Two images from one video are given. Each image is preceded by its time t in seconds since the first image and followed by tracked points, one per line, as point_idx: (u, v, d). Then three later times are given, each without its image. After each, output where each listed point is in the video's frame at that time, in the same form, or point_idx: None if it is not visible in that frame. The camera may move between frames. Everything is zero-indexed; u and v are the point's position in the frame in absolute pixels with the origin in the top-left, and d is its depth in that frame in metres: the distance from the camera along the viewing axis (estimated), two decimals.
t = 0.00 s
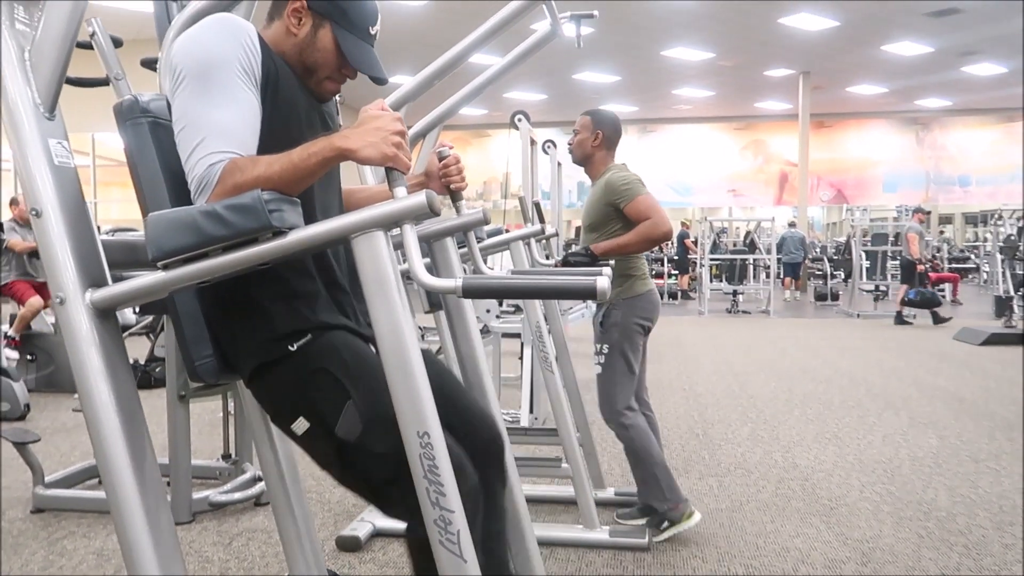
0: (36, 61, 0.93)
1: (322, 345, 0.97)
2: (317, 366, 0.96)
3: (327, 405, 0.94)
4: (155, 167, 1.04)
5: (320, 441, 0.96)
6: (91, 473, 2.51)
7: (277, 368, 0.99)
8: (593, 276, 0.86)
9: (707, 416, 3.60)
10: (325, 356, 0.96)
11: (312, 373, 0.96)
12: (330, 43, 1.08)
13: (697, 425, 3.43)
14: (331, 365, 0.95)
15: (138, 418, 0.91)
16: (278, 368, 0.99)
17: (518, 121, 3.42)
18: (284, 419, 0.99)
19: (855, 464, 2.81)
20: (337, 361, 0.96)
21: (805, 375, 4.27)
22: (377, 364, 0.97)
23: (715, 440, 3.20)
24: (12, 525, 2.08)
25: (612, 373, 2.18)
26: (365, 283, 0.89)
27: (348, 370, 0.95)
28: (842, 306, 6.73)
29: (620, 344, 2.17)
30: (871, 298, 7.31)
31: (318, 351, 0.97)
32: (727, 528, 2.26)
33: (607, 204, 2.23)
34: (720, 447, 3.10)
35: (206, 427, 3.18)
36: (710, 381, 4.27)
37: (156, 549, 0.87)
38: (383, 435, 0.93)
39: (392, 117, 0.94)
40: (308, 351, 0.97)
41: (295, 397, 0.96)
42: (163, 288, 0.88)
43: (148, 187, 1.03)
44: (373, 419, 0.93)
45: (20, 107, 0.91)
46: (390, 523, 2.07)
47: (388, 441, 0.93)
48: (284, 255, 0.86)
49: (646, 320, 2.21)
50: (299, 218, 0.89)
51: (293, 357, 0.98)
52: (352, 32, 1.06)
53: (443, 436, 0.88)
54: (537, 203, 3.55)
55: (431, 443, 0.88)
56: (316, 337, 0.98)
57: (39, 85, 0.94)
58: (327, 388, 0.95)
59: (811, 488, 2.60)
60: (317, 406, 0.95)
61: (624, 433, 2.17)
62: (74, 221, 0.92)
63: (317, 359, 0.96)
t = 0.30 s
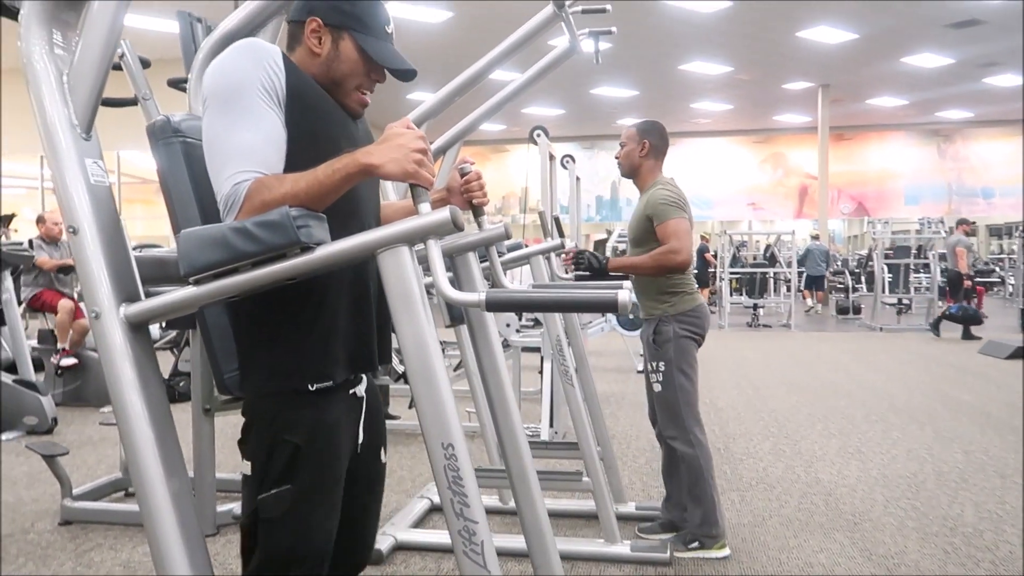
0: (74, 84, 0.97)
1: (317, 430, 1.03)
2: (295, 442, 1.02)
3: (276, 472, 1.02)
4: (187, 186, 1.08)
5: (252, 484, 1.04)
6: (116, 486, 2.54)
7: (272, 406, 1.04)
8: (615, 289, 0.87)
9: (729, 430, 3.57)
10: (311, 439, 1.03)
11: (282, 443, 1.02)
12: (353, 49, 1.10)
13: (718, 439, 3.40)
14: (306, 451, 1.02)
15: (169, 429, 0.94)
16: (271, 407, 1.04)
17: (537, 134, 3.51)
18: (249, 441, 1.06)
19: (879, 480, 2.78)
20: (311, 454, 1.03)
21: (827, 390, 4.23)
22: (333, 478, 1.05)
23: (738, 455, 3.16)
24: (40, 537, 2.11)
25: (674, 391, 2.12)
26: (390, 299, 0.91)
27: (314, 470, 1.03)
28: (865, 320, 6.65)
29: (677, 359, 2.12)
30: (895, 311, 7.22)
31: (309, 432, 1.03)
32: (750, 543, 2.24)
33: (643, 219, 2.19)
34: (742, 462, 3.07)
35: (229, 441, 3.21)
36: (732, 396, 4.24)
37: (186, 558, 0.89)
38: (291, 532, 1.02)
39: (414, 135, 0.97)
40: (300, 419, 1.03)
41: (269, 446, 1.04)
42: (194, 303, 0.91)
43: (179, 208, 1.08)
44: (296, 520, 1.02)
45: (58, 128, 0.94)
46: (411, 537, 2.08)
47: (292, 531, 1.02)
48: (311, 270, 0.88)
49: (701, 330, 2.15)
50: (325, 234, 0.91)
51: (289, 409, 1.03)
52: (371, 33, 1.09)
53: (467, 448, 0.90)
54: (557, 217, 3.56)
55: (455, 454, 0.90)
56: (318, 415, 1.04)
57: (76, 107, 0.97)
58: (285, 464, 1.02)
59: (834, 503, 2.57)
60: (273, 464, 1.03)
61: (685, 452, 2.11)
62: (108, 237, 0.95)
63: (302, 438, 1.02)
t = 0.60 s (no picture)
0: (89, 100, 0.99)
1: (314, 446, 1.04)
2: (291, 455, 1.03)
3: (271, 481, 1.03)
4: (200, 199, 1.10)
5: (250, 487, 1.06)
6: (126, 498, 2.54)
7: (276, 414, 1.05)
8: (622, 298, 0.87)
9: (739, 442, 3.55)
10: (309, 453, 1.03)
11: (279, 454, 1.03)
12: (330, 38, 1.12)
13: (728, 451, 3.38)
14: (302, 465, 1.03)
15: (181, 440, 0.95)
16: (274, 416, 1.05)
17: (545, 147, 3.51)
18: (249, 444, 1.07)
19: (889, 492, 2.76)
20: (305, 470, 1.03)
21: (836, 402, 4.21)
22: (323, 495, 1.05)
23: (748, 467, 3.14)
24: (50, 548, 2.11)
25: (697, 404, 2.10)
26: (399, 310, 0.92)
27: (305, 482, 1.03)
28: (874, 332, 6.62)
29: (699, 371, 2.10)
30: (904, 323, 7.19)
31: (306, 447, 1.03)
32: (760, 555, 2.23)
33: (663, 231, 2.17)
34: (752, 474, 3.05)
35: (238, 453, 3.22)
36: (740, 408, 4.22)
37: (198, 568, 0.90)
38: (280, 547, 1.03)
39: (416, 141, 0.97)
40: (299, 431, 1.04)
41: (267, 455, 1.05)
42: (206, 314, 0.92)
43: (191, 223, 1.10)
44: (285, 534, 1.03)
45: (74, 143, 0.96)
46: (419, 548, 2.08)
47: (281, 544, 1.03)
48: (321, 281, 0.89)
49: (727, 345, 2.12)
50: (335, 246, 0.92)
51: (291, 418, 1.04)
52: (343, 17, 1.11)
53: (475, 458, 0.91)
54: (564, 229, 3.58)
55: (464, 464, 0.90)
56: (317, 430, 1.04)
57: (91, 121, 0.99)
58: (280, 476, 1.03)
59: (843, 515, 2.55)
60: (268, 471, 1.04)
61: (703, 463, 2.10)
62: (122, 249, 0.96)
63: (298, 452, 1.03)
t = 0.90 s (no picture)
0: (110, 101, 1.00)
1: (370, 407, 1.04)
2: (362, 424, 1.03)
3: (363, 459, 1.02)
4: (217, 200, 1.12)
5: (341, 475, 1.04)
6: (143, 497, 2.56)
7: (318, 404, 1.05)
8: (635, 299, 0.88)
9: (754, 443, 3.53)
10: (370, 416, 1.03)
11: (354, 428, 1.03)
12: (320, 32, 1.13)
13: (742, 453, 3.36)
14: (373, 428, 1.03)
15: (200, 438, 0.96)
16: (317, 407, 1.05)
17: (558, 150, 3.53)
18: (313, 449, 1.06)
19: (906, 494, 2.74)
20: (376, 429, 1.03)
21: (852, 404, 4.18)
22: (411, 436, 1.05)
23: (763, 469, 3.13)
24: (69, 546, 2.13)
25: (705, 403, 2.11)
26: (414, 308, 0.92)
27: (387, 431, 1.03)
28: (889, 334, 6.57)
29: (708, 372, 2.10)
30: (920, 325, 7.12)
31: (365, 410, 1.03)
32: (776, 557, 2.21)
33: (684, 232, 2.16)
34: (767, 476, 3.03)
35: (253, 452, 3.24)
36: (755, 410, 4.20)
37: (216, 566, 0.91)
38: (415, 502, 1.01)
39: (431, 140, 0.98)
40: (350, 406, 1.04)
41: (337, 433, 1.04)
42: (224, 313, 0.93)
43: (209, 222, 1.12)
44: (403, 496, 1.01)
45: (96, 145, 0.98)
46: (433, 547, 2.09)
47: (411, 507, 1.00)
48: (337, 281, 0.90)
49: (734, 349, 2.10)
50: (351, 247, 0.93)
51: (335, 403, 1.04)
52: (328, 10, 1.12)
53: (490, 456, 0.92)
54: (577, 231, 3.58)
55: (479, 463, 0.91)
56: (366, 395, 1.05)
57: (112, 123, 1.00)
58: (366, 446, 1.02)
59: (859, 517, 2.53)
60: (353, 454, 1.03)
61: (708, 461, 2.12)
62: (142, 250, 0.97)
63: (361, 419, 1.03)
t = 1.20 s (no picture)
0: (129, 99, 1.01)
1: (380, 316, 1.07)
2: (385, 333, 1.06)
3: (411, 361, 1.04)
4: (236, 197, 1.13)
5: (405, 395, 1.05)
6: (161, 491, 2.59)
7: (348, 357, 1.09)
8: (651, 296, 0.87)
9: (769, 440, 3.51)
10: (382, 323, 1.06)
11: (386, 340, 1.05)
12: (367, 22, 1.15)
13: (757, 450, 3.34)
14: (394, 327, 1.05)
15: (218, 433, 0.96)
16: (353, 360, 1.09)
17: (573, 147, 3.42)
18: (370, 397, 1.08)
19: (923, 492, 2.72)
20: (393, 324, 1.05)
21: (868, 401, 4.15)
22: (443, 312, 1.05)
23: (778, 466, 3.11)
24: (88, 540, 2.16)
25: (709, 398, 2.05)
26: (430, 304, 0.93)
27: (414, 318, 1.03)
28: (906, 331, 6.51)
29: (714, 367, 2.07)
30: (938, 322, 7.06)
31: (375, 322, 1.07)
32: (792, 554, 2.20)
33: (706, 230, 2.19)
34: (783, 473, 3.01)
35: (269, 448, 3.26)
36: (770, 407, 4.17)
37: (234, 564, 0.92)
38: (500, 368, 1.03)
39: (447, 136, 0.98)
40: (369, 337, 1.08)
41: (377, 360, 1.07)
42: (242, 308, 0.93)
43: (226, 219, 1.13)
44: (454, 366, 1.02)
45: (115, 143, 0.99)
46: (448, 543, 2.09)
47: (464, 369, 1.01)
48: (354, 277, 0.90)
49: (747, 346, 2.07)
50: (368, 243, 0.93)
51: (359, 346, 1.08)
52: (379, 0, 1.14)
53: (506, 452, 0.92)
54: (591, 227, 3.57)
55: (495, 459, 0.91)
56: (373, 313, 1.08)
57: (131, 121, 1.01)
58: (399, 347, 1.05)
59: (876, 515, 2.51)
60: (402, 369, 1.05)
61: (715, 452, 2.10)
62: (161, 247, 0.98)
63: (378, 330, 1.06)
